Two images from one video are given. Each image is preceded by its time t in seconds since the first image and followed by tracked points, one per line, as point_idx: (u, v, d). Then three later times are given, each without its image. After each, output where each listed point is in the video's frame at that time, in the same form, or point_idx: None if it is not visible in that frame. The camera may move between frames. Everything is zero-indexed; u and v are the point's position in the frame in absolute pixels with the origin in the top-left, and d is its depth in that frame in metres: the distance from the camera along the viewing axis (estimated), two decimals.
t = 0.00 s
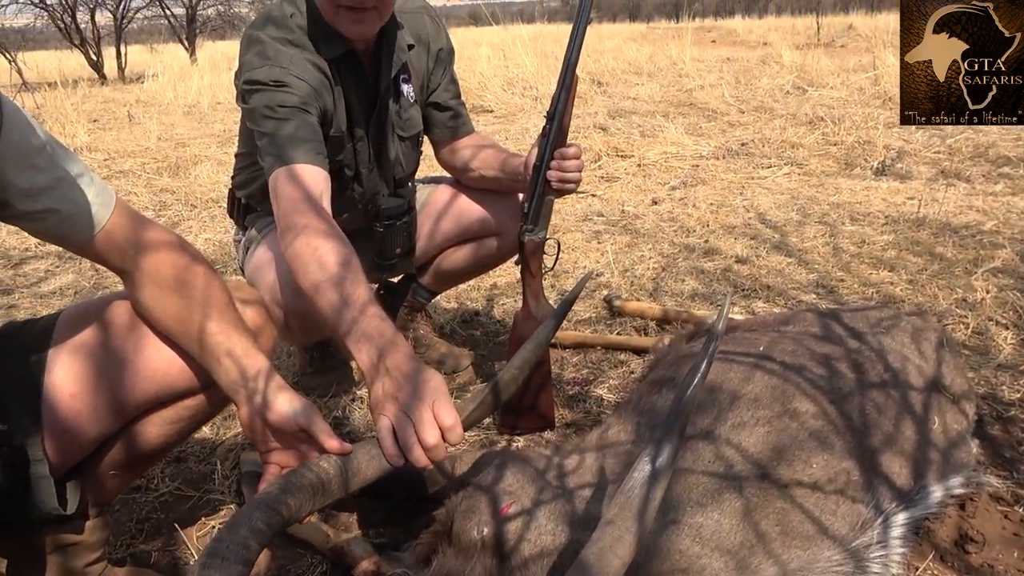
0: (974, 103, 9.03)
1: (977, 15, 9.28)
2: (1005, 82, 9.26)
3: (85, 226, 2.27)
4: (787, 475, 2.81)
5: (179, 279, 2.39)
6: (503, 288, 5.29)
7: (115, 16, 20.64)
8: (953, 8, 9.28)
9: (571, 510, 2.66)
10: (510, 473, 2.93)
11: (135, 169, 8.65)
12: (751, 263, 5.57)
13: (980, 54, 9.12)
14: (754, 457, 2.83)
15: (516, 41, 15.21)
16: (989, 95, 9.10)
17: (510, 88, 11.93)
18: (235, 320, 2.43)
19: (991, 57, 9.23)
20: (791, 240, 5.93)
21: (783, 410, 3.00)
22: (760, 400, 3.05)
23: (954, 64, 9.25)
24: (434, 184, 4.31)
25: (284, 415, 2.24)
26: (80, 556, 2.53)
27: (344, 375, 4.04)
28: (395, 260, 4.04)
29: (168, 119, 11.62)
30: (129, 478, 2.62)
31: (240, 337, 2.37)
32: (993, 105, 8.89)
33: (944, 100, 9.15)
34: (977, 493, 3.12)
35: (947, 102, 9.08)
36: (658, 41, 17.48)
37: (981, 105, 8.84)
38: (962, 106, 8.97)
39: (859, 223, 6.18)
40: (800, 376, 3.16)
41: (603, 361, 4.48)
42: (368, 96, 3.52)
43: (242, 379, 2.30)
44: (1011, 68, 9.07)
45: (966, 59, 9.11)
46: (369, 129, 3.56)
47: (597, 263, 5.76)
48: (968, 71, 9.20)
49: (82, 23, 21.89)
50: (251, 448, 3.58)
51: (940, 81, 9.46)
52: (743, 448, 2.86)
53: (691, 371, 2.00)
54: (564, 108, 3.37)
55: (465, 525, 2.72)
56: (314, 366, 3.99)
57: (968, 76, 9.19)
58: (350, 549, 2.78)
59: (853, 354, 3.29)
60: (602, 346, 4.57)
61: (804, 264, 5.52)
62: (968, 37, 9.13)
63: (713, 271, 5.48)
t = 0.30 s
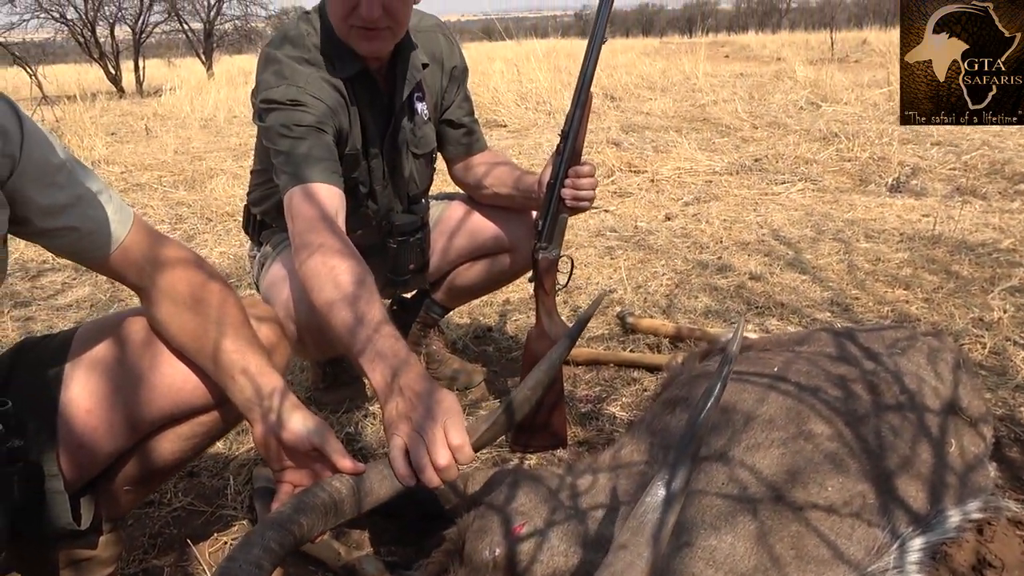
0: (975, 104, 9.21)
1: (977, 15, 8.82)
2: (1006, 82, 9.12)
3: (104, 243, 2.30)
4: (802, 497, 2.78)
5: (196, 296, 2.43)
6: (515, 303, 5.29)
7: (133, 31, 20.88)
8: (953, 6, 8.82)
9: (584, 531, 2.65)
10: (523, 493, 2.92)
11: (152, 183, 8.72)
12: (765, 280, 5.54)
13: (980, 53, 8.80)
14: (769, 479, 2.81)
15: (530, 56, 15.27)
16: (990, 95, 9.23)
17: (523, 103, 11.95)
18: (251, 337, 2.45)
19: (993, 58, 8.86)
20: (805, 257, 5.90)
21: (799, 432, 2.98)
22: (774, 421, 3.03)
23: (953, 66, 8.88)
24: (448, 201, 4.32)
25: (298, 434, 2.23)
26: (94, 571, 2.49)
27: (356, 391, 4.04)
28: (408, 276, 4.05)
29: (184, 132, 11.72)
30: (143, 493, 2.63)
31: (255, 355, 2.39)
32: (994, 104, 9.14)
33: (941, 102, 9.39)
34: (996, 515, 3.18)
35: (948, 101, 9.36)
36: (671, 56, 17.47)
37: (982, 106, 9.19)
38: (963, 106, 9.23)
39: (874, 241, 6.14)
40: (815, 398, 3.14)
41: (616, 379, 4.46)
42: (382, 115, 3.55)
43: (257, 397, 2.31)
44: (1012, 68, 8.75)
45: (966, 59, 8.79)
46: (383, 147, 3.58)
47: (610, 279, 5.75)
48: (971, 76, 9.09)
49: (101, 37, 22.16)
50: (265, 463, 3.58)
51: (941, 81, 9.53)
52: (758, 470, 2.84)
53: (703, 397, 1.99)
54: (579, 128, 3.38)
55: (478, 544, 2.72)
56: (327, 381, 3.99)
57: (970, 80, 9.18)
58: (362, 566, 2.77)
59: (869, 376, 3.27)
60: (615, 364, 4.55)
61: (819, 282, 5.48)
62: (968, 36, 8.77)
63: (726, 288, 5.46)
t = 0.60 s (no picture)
0: (976, 102, 10.21)
1: (977, 15, 10.09)
2: (1006, 80, 10.26)
3: (121, 260, 2.36)
4: (815, 521, 2.76)
5: (210, 314, 2.44)
6: (526, 320, 5.30)
7: (151, 45, 21.13)
8: (953, 7, 10.01)
9: (594, 553, 2.63)
10: (533, 513, 2.91)
11: (166, 196, 8.78)
12: (777, 299, 5.53)
13: (981, 55, 10.09)
14: (782, 503, 2.79)
15: (541, 72, 15.38)
16: (989, 95, 10.24)
17: (535, 119, 12.01)
18: (265, 355, 2.47)
19: (992, 59, 10.16)
20: (818, 275, 5.89)
21: (812, 455, 2.95)
22: (787, 444, 3.00)
23: (956, 64, 10.04)
24: (459, 219, 4.33)
25: (310, 451, 2.27)
26: None
27: (367, 407, 4.03)
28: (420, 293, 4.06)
29: (200, 147, 11.83)
30: (154, 511, 2.63)
31: (268, 372, 2.41)
32: (994, 104, 10.08)
33: (942, 100, 10.39)
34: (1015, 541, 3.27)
35: (949, 100, 10.36)
36: (682, 73, 17.54)
37: (981, 106, 9.94)
38: (964, 105, 10.26)
39: (887, 259, 6.13)
40: (829, 420, 3.10)
41: (627, 398, 4.44)
42: (395, 133, 3.57)
43: (270, 414, 2.34)
44: (1011, 68, 10.05)
45: (967, 59, 10.05)
46: (395, 165, 3.60)
47: (621, 296, 5.74)
48: (972, 76, 10.24)
49: (118, 52, 22.40)
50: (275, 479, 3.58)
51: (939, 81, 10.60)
52: (771, 493, 2.82)
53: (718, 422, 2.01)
54: (590, 148, 3.37)
55: (488, 566, 2.70)
56: (338, 397, 3.99)
57: (971, 79, 10.29)
58: None
59: (883, 399, 3.23)
60: (626, 382, 4.53)
61: (831, 300, 5.47)
62: (969, 37, 10.03)
63: (738, 306, 5.44)
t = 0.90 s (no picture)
0: (975, 103, 10.61)
1: (977, 14, 10.19)
2: (1005, 80, 10.55)
3: (138, 280, 2.40)
4: (828, 546, 2.74)
5: (224, 333, 2.46)
6: (536, 338, 5.30)
7: (165, 61, 21.35)
8: (953, 7, 10.14)
9: None
10: (544, 535, 2.90)
11: (179, 211, 8.84)
12: (788, 318, 5.51)
13: (980, 56, 10.36)
14: (794, 527, 2.77)
15: (552, 89, 15.46)
16: (989, 94, 10.56)
17: (546, 136, 12.05)
18: (278, 375, 2.48)
19: (990, 57, 10.39)
20: (829, 295, 5.87)
21: (824, 479, 2.93)
22: (799, 467, 2.98)
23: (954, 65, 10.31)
24: (471, 238, 4.36)
25: (321, 474, 2.28)
26: None
27: (377, 425, 4.02)
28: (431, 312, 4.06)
29: (212, 162, 11.92)
30: (166, 528, 2.64)
31: (281, 393, 2.42)
32: (993, 104, 10.54)
33: (942, 103, 10.86)
34: None
35: (948, 101, 10.84)
36: (692, 90, 17.58)
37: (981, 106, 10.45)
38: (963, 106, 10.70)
39: (899, 279, 6.10)
40: (842, 444, 3.08)
41: (637, 418, 4.42)
42: (408, 152, 3.59)
43: (282, 435, 2.35)
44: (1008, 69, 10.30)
45: (966, 59, 10.33)
46: (408, 184, 3.62)
47: (632, 315, 5.73)
48: (969, 76, 10.59)
49: (134, 67, 22.65)
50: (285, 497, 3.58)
51: (939, 80, 10.98)
52: (782, 517, 2.80)
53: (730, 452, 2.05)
54: (603, 167, 3.38)
55: None
56: (348, 414, 3.99)
57: (969, 79, 10.66)
58: None
59: (896, 422, 3.22)
60: (636, 402, 4.52)
61: (843, 320, 5.45)
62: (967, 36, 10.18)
63: (749, 326, 5.42)
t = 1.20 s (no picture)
0: (975, 103, 12.02)
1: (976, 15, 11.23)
2: (1004, 80, 12.07)
3: (151, 302, 2.43)
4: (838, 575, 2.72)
5: (235, 355, 2.49)
6: (544, 359, 5.30)
7: (179, 78, 21.62)
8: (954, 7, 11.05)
9: None
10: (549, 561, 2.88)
11: (190, 228, 8.91)
12: (797, 341, 5.50)
13: (981, 56, 11.64)
14: (804, 556, 2.75)
15: (560, 109, 15.60)
16: (990, 92, 12.08)
17: (554, 156, 12.11)
18: (287, 397, 2.51)
19: (988, 57, 11.69)
20: (838, 317, 5.87)
21: (834, 506, 2.92)
22: (809, 494, 2.97)
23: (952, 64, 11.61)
24: (478, 258, 4.36)
25: (328, 498, 2.29)
26: None
27: (383, 445, 4.01)
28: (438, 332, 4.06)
29: (224, 179, 12.02)
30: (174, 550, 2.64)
31: (290, 414, 2.45)
32: (994, 106, 11.89)
33: (944, 103, 12.26)
34: None
35: (951, 101, 12.19)
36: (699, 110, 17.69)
37: (981, 107, 11.86)
38: (964, 105, 12.06)
39: (908, 302, 6.10)
40: (852, 472, 3.06)
41: (645, 441, 4.40)
42: (418, 174, 3.62)
43: (290, 457, 2.37)
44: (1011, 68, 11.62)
45: (967, 59, 11.64)
46: (419, 205, 3.65)
47: (640, 336, 5.73)
48: (970, 74, 12.03)
49: (147, 85, 22.89)
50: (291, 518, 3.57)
51: (941, 82, 12.42)
52: (792, 545, 2.78)
53: (746, 479, 2.12)
54: (613, 191, 3.40)
55: None
56: (355, 434, 3.98)
57: (970, 79, 12.10)
58: None
59: (905, 449, 3.21)
60: (644, 424, 4.50)
61: (852, 343, 5.44)
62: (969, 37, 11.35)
63: (757, 348, 5.42)
